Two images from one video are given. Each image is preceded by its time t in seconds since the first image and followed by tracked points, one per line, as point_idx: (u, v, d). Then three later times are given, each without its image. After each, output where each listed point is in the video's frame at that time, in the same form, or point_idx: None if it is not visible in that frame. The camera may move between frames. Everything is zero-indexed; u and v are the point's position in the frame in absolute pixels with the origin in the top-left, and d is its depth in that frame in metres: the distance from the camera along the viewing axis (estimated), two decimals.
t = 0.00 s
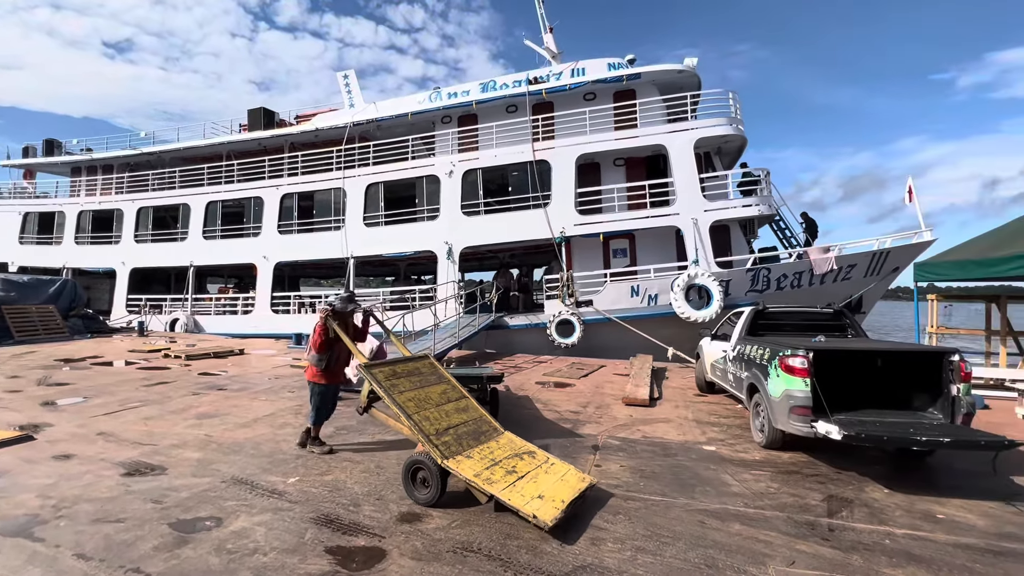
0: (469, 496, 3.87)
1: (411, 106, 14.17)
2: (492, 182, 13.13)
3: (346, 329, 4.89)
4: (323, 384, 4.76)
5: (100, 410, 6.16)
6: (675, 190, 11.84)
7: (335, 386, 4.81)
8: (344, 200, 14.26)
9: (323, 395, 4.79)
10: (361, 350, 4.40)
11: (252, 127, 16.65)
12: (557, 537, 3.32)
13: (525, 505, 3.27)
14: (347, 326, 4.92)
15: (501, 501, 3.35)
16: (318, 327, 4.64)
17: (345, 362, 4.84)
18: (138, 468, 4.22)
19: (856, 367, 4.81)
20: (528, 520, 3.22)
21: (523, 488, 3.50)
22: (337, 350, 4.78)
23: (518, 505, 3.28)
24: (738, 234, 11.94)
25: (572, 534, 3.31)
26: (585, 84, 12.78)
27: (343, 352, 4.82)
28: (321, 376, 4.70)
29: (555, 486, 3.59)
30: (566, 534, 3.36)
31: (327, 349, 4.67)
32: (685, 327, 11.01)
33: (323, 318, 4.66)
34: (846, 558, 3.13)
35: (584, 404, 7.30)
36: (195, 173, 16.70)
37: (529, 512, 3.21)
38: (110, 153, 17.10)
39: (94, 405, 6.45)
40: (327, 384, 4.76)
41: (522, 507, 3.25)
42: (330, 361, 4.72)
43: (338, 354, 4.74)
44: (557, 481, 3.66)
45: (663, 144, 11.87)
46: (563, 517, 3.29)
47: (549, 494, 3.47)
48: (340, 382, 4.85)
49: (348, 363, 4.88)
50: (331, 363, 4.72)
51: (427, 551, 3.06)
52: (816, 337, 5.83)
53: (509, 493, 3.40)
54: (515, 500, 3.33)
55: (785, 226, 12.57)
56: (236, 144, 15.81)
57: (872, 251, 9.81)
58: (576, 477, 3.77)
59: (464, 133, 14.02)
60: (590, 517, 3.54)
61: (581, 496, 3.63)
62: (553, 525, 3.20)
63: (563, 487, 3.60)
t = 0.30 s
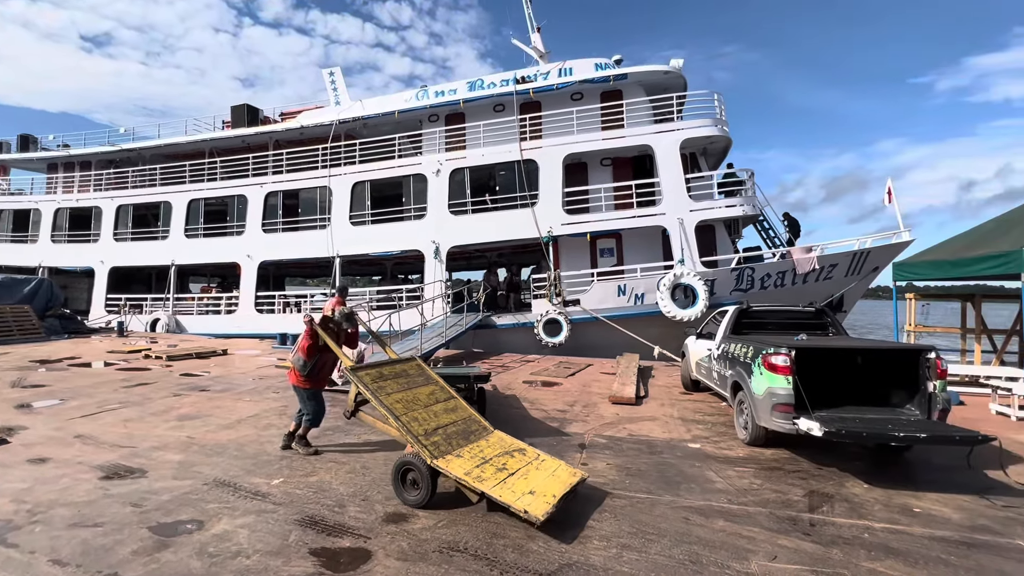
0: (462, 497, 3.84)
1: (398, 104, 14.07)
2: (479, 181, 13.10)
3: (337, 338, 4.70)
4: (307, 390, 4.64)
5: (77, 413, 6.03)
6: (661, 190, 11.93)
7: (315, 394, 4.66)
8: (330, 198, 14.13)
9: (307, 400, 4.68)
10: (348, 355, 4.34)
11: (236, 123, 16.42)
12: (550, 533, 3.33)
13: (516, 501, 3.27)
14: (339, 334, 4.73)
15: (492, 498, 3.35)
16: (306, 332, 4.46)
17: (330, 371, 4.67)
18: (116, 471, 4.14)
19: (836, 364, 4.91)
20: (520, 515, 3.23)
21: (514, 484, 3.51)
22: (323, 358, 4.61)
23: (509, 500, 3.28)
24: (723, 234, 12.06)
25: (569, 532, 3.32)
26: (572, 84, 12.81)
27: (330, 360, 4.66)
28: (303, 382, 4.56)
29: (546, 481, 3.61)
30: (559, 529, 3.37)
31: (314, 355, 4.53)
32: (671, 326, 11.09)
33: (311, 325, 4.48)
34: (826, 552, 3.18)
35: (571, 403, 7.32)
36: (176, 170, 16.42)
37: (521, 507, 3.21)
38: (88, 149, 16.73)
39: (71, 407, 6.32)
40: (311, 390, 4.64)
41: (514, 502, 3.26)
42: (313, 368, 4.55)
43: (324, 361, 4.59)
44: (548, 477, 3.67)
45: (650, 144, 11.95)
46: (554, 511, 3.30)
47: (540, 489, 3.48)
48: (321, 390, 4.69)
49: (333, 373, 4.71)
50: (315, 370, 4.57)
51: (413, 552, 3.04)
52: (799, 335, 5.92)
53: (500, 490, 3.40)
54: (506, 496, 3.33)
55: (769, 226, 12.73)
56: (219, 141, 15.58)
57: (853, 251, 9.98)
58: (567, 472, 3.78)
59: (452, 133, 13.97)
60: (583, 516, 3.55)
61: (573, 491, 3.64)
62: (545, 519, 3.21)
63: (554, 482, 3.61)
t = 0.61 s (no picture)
0: (471, 499, 3.80)
1: (387, 101, 13.97)
2: (470, 179, 13.06)
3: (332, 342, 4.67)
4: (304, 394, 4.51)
5: (59, 413, 5.93)
6: (651, 189, 11.98)
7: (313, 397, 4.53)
8: (319, 196, 14.02)
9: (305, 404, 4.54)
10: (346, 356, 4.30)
11: (223, 119, 16.21)
12: (564, 533, 3.31)
13: (528, 500, 3.25)
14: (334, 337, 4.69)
15: (503, 498, 3.31)
16: (303, 334, 4.40)
17: (327, 374, 4.59)
18: (100, 472, 4.08)
19: (821, 361, 4.96)
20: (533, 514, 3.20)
21: (524, 483, 3.48)
22: (320, 360, 4.53)
23: (521, 500, 3.26)
24: (711, 233, 12.14)
25: (585, 532, 3.31)
26: (562, 82, 12.81)
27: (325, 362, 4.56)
28: (300, 385, 4.45)
29: (556, 479, 3.59)
30: (573, 529, 3.36)
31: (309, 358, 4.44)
32: (660, 324, 11.15)
33: (308, 327, 4.43)
34: (812, 547, 3.22)
35: (561, 401, 7.33)
36: (161, 167, 16.19)
37: (533, 506, 3.19)
38: (70, 144, 16.44)
39: (53, 407, 6.21)
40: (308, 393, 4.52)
41: (526, 502, 3.23)
42: (311, 370, 4.46)
43: (319, 363, 4.51)
44: (557, 475, 3.65)
45: (640, 143, 11.99)
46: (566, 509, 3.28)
47: (551, 488, 3.46)
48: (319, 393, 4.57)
49: (330, 376, 4.62)
50: (311, 373, 4.47)
51: (402, 551, 3.03)
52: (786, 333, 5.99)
53: (510, 490, 3.37)
54: (517, 496, 3.30)
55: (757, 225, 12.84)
56: (205, 137, 15.38)
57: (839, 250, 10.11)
58: (575, 470, 3.76)
59: (442, 130, 13.91)
60: (597, 515, 3.53)
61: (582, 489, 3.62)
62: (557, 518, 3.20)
63: (564, 480, 3.60)
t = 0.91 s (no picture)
0: (493, 501, 3.70)
1: (379, 97, 13.87)
2: (462, 177, 13.02)
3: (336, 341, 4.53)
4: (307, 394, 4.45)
5: (44, 412, 5.85)
6: (642, 187, 12.02)
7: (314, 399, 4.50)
8: (309, 192, 13.92)
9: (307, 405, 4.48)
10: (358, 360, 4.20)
11: (211, 114, 16.02)
12: (596, 535, 3.24)
13: (557, 500, 3.17)
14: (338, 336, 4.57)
15: (531, 498, 3.23)
16: (307, 336, 4.30)
17: (330, 375, 4.51)
18: (86, 471, 4.03)
19: (820, 358, 4.99)
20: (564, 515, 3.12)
21: (550, 483, 3.40)
22: (323, 361, 4.43)
23: (551, 501, 3.18)
24: (702, 231, 12.20)
25: (619, 535, 3.25)
26: (555, 79, 12.78)
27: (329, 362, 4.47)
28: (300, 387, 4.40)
29: (581, 478, 3.52)
30: (605, 532, 3.29)
31: (314, 358, 4.34)
32: (652, 321, 11.21)
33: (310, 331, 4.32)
34: (799, 541, 3.25)
35: (553, 398, 7.35)
36: (148, 162, 15.97)
37: (565, 507, 3.11)
38: (54, 138, 16.17)
39: (38, 406, 6.12)
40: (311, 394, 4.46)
41: (556, 503, 3.15)
42: (312, 373, 4.39)
43: (323, 363, 4.41)
44: (581, 474, 3.58)
45: (632, 141, 12.01)
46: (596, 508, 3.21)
47: (578, 487, 3.39)
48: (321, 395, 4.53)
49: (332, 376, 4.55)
50: (315, 374, 4.39)
51: (393, 548, 3.03)
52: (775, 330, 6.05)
53: (538, 490, 3.28)
54: (546, 497, 3.22)
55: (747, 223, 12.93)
56: (193, 132, 15.19)
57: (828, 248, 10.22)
58: (598, 468, 3.69)
59: (434, 127, 13.84)
60: (628, 517, 3.47)
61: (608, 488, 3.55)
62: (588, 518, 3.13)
63: (589, 479, 3.53)
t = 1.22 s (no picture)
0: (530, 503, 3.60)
1: (369, 92, 13.75)
2: (453, 172, 12.97)
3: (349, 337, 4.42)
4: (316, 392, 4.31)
5: (26, 410, 5.75)
6: (634, 184, 12.04)
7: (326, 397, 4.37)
8: (298, 187, 13.79)
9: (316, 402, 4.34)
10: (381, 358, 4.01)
11: (198, 108, 15.80)
12: (642, 542, 3.12)
13: (603, 504, 3.04)
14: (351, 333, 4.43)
15: (573, 502, 3.10)
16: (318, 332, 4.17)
17: (342, 372, 4.39)
18: (70, 469, 3.97)
19: (841, 352, 5.03)
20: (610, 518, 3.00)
21: (590, 486, 3.27)
22: (334, 359, 4.30)
23: (595, 503, 3.05)
24: (693, 228, 12.26)
25: (666, 540, 3.14)
26: (547, 74, 12.75)
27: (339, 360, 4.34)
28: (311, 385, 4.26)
29: (621, 480, 3.40)
30: (650, 537, 3.18)
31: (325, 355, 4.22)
32: (643, 318, 11.25)
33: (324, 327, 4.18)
34: (788, 533, 3.28)
35: (544, 394, 7.35)
36: (134, 156, 15.72)
37: (610, 510, 2.99)
38: (36, 131, 15.85)
39: (20, 404, 6.01)
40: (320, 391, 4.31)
41: (601, 506, 3.03)
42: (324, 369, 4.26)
43: (334, 361, 4.29)
44: (619, 475, 3.45)
45: (623, 138, 12.02)
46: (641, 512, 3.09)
47: (620, 489, 3.27)
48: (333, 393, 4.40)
49: (345, 373, 4.42)
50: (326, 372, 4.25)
51: (385, 544, 3.01)
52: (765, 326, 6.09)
53: (579, 492, 3.17)
54: (589, 499, 3.10)
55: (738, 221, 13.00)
56: (180, 125, 14.96)
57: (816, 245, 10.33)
58: (635, 469, 3.57)
59: (425, 122, 13.76)
60: (671, 520, 3.39)
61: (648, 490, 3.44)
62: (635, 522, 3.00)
63: (630, 480, 3.41)
